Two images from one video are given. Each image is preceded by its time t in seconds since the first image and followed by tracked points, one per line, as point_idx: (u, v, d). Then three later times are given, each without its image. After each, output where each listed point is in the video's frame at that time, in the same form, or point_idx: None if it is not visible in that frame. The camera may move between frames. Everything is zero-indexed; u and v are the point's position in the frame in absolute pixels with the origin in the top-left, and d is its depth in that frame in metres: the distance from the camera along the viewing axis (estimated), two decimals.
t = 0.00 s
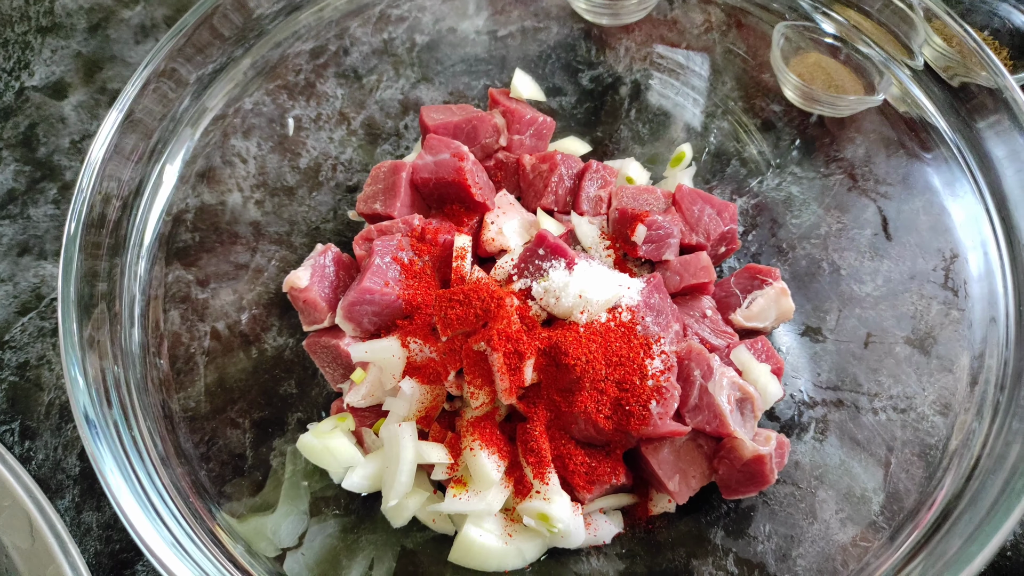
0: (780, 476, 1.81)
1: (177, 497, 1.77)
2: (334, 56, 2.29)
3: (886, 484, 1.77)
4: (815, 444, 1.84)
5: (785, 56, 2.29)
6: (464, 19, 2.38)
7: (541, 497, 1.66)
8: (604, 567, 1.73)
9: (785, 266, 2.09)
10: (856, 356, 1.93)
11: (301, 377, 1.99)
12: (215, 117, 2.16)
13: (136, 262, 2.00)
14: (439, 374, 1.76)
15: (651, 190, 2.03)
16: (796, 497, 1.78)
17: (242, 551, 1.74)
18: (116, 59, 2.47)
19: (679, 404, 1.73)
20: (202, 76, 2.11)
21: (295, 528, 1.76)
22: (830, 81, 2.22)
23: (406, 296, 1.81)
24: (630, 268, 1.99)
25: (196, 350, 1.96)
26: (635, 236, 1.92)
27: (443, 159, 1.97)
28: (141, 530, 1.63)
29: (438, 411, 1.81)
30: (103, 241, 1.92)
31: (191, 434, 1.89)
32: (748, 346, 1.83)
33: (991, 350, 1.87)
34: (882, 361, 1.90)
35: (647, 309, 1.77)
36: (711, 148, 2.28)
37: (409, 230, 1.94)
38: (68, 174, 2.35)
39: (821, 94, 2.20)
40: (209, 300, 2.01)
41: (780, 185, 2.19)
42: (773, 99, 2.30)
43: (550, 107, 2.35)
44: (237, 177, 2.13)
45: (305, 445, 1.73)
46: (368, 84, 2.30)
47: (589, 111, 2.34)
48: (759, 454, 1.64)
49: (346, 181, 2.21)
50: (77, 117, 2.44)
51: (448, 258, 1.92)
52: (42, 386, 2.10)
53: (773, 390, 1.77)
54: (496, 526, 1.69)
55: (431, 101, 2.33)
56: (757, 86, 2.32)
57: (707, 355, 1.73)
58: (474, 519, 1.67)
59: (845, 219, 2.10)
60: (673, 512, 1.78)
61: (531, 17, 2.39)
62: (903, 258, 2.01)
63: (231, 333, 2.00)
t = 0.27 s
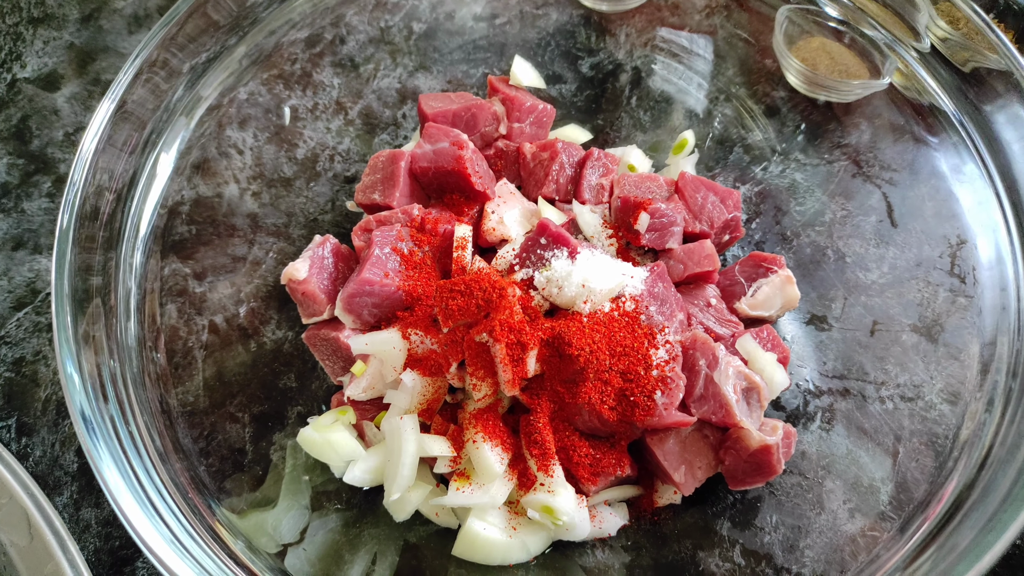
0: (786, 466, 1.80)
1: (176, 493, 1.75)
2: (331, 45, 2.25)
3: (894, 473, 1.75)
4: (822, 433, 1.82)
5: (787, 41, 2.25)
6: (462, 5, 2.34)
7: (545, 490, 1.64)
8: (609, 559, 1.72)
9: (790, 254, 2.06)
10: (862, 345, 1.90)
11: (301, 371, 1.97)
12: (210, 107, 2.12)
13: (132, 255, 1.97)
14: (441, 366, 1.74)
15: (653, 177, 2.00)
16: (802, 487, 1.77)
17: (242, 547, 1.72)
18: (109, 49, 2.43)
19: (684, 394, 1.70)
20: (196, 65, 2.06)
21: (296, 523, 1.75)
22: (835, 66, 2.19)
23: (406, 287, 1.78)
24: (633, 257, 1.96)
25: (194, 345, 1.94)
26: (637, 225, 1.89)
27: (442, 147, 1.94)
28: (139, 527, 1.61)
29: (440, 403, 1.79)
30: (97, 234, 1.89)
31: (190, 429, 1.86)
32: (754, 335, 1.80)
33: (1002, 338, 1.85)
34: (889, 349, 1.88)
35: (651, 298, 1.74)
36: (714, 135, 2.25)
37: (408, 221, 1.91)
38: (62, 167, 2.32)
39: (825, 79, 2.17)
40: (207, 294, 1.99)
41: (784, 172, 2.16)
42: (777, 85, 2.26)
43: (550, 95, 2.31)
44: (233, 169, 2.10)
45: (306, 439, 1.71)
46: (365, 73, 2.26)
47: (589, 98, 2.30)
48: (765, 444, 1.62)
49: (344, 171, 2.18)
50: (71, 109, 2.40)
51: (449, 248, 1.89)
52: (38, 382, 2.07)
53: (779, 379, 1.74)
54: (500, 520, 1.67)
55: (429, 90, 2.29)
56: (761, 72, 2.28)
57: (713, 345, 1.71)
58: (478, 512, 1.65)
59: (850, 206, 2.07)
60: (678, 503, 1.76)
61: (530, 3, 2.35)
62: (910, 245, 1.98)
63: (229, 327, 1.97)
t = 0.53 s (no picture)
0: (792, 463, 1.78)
1: (177, 497, 1.74)
2: (328, 43, 2.23)
3: (902, 469, 1.74)
4: (827, 429, 1.81)
5: (789, 34, 2.23)
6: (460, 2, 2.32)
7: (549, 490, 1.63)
8: (614, 559, 1.71)
9: (793, 248, 2.05)
10: (867, 339, 1.89)
11: (302, 372, 1.95)
12: (207, 106, 2.10)
13: (130, 256, 1.96)
14: (443, 366, 1.72)
15: (655, 173, 1.98)
16: (808, 484, 1.75)
17: (245, 551, 1.71)
18: (106, 50, 2.41)
19: (689, 391, 1.69)
20: (193, 65, 2.04)
21: (298, 525, 1.73)
22: (837, 58, 2.16)
23: (408, 287, 1.77)
24: (635, 253, 1.94)
25: (194, 346, 1.92)
26: (640, 221, 1.88)
27: (441, 145, 1.92)
28: (140, 532, 1.60)
29: (442, 403, 1.78)
30: (95, 237, 1.87)
31: (191, 432, 1.85)
32: (759, 331, 1.79)
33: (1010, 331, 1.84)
34: (895, 344, 1.86)
35: (654, 295, 1.73)
36: (716, 130, 2.23)
37: (408, 219, 1.90)
38: (60, 169, 2.30)
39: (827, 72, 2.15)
40: (207, 295, 1.97)
41: (786, 166, 2.14)
42: (779, 78, 2.24)
43: (550, 91, 2.30)
44: (231, 169, 2.08)
45: (308, 440, 1.69)
46: (363, 71, 2.24)
47: (589, 94, 2.28)
48: (772, 440, 1.60)
49: (343, 170, 2.16)
50: (68, 110, 2.39)
51: (450, 247, 1.87)
52: (38, 386, 2.06)
53: (785, 375, 1.73)
54: (504, 520, 1.66)
55: (428, 87, 2.27)
56: (762, 65, 2.26)
57: (717, 341, 1.69)
58: (483, 512, 1.64)
59: (854, 199, 2.05)
60: (684, 501, 1.75)
61: None
62: (914, 238, 1.97)
63: (229, 328, 1.96)
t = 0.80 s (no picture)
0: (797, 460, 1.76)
1: (172, 509, 1.70)
2: (318, 44, 2.19)
3: (909, 463, 1.72)
4: (833, 425, 1.78)
5: (785, 25, 2.21)
6: None
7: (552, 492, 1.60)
8: (620, 561, 1.68)
9: (793, 243, 2.03)
10: (871, 333, 1.86)
11: (298, 377, 1.92)
12: (196, 109, 2.06)
13: (120, 263, 1.92)
14: (442, 369, 1.69)
15: (653, 168, 1.96)
16: (815, 481, 1.73)
17: (242, 563, 1.67)
18: (93, 55, 2.37)
19: (693, 390, 1.66)
20: (181, 67, 2.01)
21: (296, 534, 1.70)
22: (833, 50, 2.15)
23: (404, 289, 1.74)
24: (635, 250, 1.92)
25: (187, 353, 1.89)
26: (639, 217, 1.85)
27: (436, 144, 1.89)
28: (134, 546, 1.57)
29: (441, 406, 1.75)
30: (83, 244, 1.84)
31: (185, 441, 1.81)
32: (762, 326, 1.76)
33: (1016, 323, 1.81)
34: (898, 337, 1.84)
35: (655, 292, 1.70)
36: (713, 125, 2.20)
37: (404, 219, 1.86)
38: (48, 175, 2.26)
39: (822, 63, 2.14)
40: (199, 301, 1.93)
41: (785, 160, 2.12)
42: (775, 72, 2.22)
43: (544, 88, 2.26)
44: (222, 172, 2.04)
45: (305, 447, 1.66)
46: (354, 71, 2.21)
47: (584, 91, 2.25)
48: (778, 437, 1.58)
49: (336, 172, 2.13)
50: (55, 116, 2.34)
51: (447, 247, 1.84)
52: (29, 397, 2.02)
53: (789, 371, 1.70)
54: (507, 524, 1.62)
55: (421, 86, 2.24)
56: (758, 59, 2.24)
57: (720, 338, 1.67)
58: (485, 517, 1.60)
59: (853, 192, 2.03)
60: (689, 501, 1.72)
61: None
62: (915, 230, 1.95)
63: (223, 334, 1.92)
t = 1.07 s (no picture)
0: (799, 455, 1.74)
1: (166, 514, 1.66)
2: (308, 40, 2.15)
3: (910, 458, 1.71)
4: (834, 420, 1.77)
5: (779, 18, 2.20)
6: None
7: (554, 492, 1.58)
8: (622, 560, 1.66)
9: (791, 237, 2.01)
10: (871, 327, 1.85)
11: (292, 378, 1.89)
12: (185, 107, 2.02)
13: (109, 264, 1.88)
14: (439, 369, 1.67)
15: (649, 163, 1.94)
16: (817, 477, 1.71)
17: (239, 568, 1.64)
18: (78, 53, 2.32)
19: (694, 386, 1.64)
20: (168, 65, 1.97)
21: (293, 538, 1.67)
22: (827, 42, 2.13)
23: (400, 288, 1.71)
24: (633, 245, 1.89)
25: (179, 356, 1.85)
26: (638, 212, 1.82)
27: (430, 140, 1.86)
28: (129, 552, 1.53)
29: (439, 406, 1.72)
30: (72, 246, 1.80)
31: (179, 445, 1.78)
32: (762, 322, 1.75)
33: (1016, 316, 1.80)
34: (898, 331, 1.83)
35: (655, 288, 1.68)
36: (709, 119, 2.18)
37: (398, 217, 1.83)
38: (34, 176, 2.21)
39: (818, 56, 2.11)
40: (190, 302, 1.90)
41: (782, 153, 2.10)
42: (770, 65, 2.21)
43: (538, 84, 2.24)
44: (212, 171, 2.01)
45: (301, 450, 1.63)
46: (345, 68, 2.17)
47: (577, 86, 2.23)
48: (780, 434, 1.56)
49: (328, 170, 2.09)
50: (40, 116, 2.30)
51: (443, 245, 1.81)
52: (18, 402, 1.98)
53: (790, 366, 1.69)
54: (508, 525, 1.60)
55: (413, 82, 2.21)
56: (753, 52, 2.23)
57: (721, 334, 1.65)
58: (486, 518, 1.58)
59: (851, 185, 2.02)
60: (691, 499, 1.70)
61: None
62: (913, 223, 1.94)
63: (215, 336, 1.88)
